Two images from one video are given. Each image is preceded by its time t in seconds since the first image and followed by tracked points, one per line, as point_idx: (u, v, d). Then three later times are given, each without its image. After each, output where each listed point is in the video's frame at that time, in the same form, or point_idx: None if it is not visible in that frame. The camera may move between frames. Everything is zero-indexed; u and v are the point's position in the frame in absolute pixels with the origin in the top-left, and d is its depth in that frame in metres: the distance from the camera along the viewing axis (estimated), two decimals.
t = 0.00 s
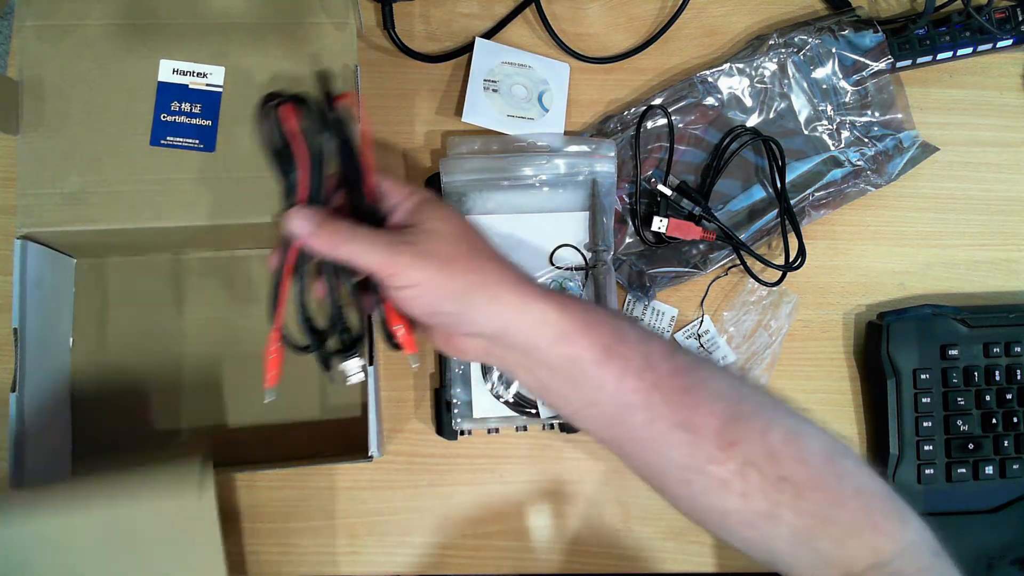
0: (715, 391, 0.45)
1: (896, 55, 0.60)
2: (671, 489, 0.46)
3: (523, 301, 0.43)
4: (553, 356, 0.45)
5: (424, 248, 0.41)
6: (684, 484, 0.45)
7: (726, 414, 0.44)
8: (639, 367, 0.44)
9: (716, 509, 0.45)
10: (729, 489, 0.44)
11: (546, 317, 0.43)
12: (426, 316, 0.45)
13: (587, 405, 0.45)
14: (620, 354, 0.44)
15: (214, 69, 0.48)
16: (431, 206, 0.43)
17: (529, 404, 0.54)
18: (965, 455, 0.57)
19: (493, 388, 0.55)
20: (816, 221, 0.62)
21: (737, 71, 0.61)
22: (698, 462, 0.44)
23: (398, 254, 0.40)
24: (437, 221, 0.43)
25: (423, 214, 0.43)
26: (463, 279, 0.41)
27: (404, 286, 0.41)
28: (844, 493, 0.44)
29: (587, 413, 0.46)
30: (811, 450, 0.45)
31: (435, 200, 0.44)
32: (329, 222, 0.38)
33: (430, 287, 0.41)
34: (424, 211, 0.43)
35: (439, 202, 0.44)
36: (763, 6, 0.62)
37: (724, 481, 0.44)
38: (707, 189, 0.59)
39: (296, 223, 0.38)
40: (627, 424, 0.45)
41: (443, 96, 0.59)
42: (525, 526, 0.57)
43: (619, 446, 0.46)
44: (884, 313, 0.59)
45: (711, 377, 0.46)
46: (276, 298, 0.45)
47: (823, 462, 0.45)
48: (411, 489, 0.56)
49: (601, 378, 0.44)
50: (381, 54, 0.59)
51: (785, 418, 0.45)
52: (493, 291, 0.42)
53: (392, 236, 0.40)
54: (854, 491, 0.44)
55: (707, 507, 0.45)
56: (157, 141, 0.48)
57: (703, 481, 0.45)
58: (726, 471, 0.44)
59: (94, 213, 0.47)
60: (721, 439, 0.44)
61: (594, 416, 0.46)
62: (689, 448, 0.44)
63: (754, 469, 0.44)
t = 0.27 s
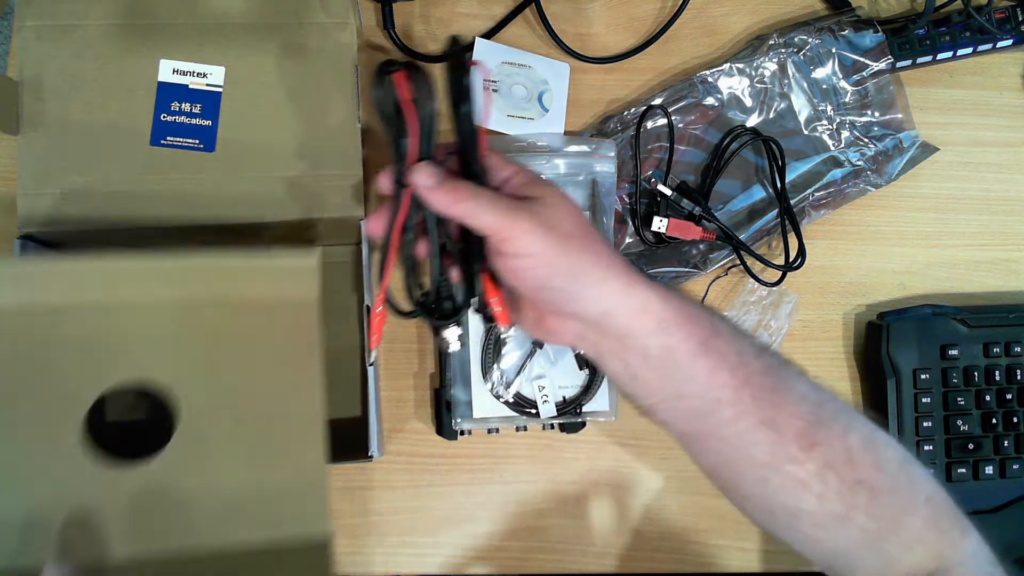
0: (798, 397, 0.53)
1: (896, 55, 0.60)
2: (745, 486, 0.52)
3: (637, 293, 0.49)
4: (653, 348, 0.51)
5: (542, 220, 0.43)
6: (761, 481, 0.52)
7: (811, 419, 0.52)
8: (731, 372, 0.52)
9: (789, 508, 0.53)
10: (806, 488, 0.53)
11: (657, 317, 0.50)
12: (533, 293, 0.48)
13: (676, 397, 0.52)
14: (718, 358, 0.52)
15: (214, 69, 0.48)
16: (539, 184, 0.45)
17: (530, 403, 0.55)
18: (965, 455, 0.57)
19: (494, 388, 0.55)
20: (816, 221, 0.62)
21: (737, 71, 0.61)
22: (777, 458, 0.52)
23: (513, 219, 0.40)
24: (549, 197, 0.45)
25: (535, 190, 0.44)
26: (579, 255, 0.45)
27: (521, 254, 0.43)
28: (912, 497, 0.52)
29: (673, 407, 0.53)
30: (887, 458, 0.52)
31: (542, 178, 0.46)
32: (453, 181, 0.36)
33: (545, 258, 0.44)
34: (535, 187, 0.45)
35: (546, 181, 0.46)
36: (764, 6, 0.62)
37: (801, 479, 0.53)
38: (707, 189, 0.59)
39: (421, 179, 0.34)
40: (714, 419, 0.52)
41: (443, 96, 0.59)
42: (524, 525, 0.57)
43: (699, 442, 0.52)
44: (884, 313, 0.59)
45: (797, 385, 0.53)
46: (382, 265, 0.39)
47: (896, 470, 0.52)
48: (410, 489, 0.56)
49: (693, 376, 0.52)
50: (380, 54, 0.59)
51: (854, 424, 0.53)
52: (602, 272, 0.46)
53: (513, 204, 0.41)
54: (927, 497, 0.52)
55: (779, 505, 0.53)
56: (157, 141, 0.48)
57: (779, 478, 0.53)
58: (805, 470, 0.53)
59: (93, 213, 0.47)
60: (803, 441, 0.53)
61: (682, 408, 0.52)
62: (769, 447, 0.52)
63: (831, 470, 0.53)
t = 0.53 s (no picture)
0: (834, 398, 0.54)
1: (896, 55, 0.60)
2: (783, 488, 0.53)
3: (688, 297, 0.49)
4: (701, 351, 0.52)
5: (601, 221, 0.43)
6: (798, 482, 0.53)
7: (848, 421, 0.53)
8: (774, 375, 0.53)
9: (826, 510, 0.53)
10: (842, 489, 0.53)
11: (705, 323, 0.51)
12: (587, 296, 0.49)
13: (717, 399, 0.53)
14: (758, 360, 0.53)
15: (214, 68, 0.48)
16: (596, 185, 0.46)
17: (530, 403, 0.55)
18: (965, 455, 0.57)
19: (493, 388, 0.55)
20: (816, 221, 0.61)
21: (737, 71, 0.61)
22: (815, 460, 0.53)
23: (575, 220, 0.40)
24: (606, 197, 0.45)
25: (593, 192, 0.45)
26: (638, 258, 0.45)
27: (577, 256, 0.43)
28: (944, 499, 0.52)
29: (716, 408, 0.53)
30: (920, 458, 0.53)
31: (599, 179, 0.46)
32: (512, 178, 0.36)
33: (603, 260, 0.44)
34: (591, 189, 0.45)
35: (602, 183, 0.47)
36: (763, 6, 0.62)
37: (838, 481, 0.53)
38: (707, 189, 0.59)
39: (478, 175, 0.35)
40: (753, 423, 0.53)
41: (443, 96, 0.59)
42: (525, 525, 0.57)
43: (738, 442, 0.53)
44: (884, 313, 0.59)
45: (833, 387, 0.54)
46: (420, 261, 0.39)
47: (928, 471, 0.53)
48: (410, 488, 0.56)
49: (737, 378, 0.53)
50: (381, 54, 0.59)
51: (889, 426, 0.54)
52: (657, 276, 0.47)
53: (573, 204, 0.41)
54: (955, 496, 0.53)
55: (815, 506, 0.53)
56: (158, 140, 0.48)
57: (817, 480, 0.53)
58: (842, 472, 0.53)
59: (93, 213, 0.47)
60: (841, 443, 0.53)
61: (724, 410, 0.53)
62: (807, 449, 0.53)
63: (868, 472, 0.53)
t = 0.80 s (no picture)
0: (846, 412, 0.54)
1: (896, 54, 0.60)
2: (798, 503, 0.53)
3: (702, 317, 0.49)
4: (715, 372, 0.52)
5: (616, 245, 0.42)
6: (813, 497, 0.53)
7: (859, 434, 0.54)
8: (787, 391, 0.53)
9: (839, 522, 0.53)
10: (855, 501, 0.54)
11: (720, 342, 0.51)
12: (602, 324, 0.48)
13: (731, 420, 0.53)
14: (771, 378, 0.53)
15: (203, 65, 0.48)
16: (611, 209, 0.45)
17: (530, 403, 0.55)
18: (965, 455, 0.57)
19: (493, 388, 0.54)
20: (816, 221, 0.62)
21: (737, 71, 0.61)
22: (827, 474, 0.53)
23: (589, 247, 0.40)
24: (620, 221, 0.44)
25: (607, 217, 0.45)
26: (653, 283, 0.45)
27: (592, 284, 0.43)
28: (953, 508, 0.53)
29: (732, 430, 0.53)
30: (930, 467, 0.54)
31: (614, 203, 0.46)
32: (526, 205, 0.36)
33: (619, 287, 0.43)
34: (605, 214, 0.45)
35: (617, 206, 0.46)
36: (763, 6, 0.62)
37: (851, 494, 0.54)
38: (707, 189, 0.59)
39: (493, 204, 0.35)
40: (767, 441, 0.53)
41: (443, 96, 0.59)
42: (524, 526, 0.57)
43: (753, 463, 0.53)
44: (884, 313, 0.59)
45: (844, 400, 0.55)
46: (430, 290, 0.39)
47: (937, 481, 0.54)
48: (410, 488, 0.56)
49: (751, 396, 0.53)
50: (380, 54, 0.59)
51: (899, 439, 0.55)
52: (673, 298, 0.46)
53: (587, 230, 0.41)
54: (964, 504, 0.54)
55: (829, 519, 0.53)
56: (152, 141, 0.48)
57: (831, 494, 0.53)
58: (855, 485, 0.54)
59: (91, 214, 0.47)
60: (853, 457, 0.54)
61: (738, 431, 0.53)
62: (821, 464, 0.53)
63: (879, 484, 0.54)
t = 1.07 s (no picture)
0: (847, 434, 0.55)
1: (896, 55, 0.60)
2: (804, 526, 0.54)
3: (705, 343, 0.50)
4: (717, 396, 0.53)
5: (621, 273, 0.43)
6: (818, 519, 0.54)
7: (860, 457, 0.55)
8: (787, 415, 0.54)
9: (842, 542, 0.54)
10: (858, 523, 0.55)
11: (720, 365, 0.52)
12: (607, 350, 0.49)
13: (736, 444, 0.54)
14: (769, 400, 0.54)
15: (189, 75, 0.51)
16: (616, 235, 0.46)
17: (530, 404, 0.54)
18: (965, 455, 0.57)
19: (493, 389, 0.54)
20: (816, 221, 0.62)
21: (737, 71, 0.61)
22: (832, 497, 0.54)
23: (596, 278, 0.40)
24: (629, 251, 0.45)
25: (612, 243, 0.45)
26: (659, 311, 0.45)
27: (600, 315, 0.43)
28: (954, 527, 0.53)
29: (737, 454, 0.54)
30: (927, 484, 0.54)
31: (619, 229, 0.46)
32: (535, 237, 0.36)
33: (624, 319, 0.44)
34: (611, 240, 0.45)
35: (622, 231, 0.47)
36: (763, 6, 0.62)
37: (855, 515, 0.55)
38: (707, 189, 0.59)
39: (501, 236, 0.35)
40: (768, 463, 0.54)
41: (443, 96, 0.59)
42: (524, 525, 0.57)
43: (756, 485, 0.54)
44: (884, 313, 0.60)
45: (845, 422, 0.56)
46: (429, 315, 0.39)
47: (935, 495, 0.54)
48: (410, 489, 0.56)
49: (751, 420, 0.54)
50: (381, 54, 0.59)
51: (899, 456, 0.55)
52: (677, 325, 0.47)
53: (593, 261, 0.41)
54: (960, 518, 0.54)
55: (835, 542, 0.54)
56: (141, 153, 0.51)
57: (836, 516, 0.54)
58: (856, 505, 0.55)
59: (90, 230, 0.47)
60: (854, 479, 0.55)
61: (744, 456, 0.54)
62: (825, 486, 0.55)
63: (880, 505, 0.55)
